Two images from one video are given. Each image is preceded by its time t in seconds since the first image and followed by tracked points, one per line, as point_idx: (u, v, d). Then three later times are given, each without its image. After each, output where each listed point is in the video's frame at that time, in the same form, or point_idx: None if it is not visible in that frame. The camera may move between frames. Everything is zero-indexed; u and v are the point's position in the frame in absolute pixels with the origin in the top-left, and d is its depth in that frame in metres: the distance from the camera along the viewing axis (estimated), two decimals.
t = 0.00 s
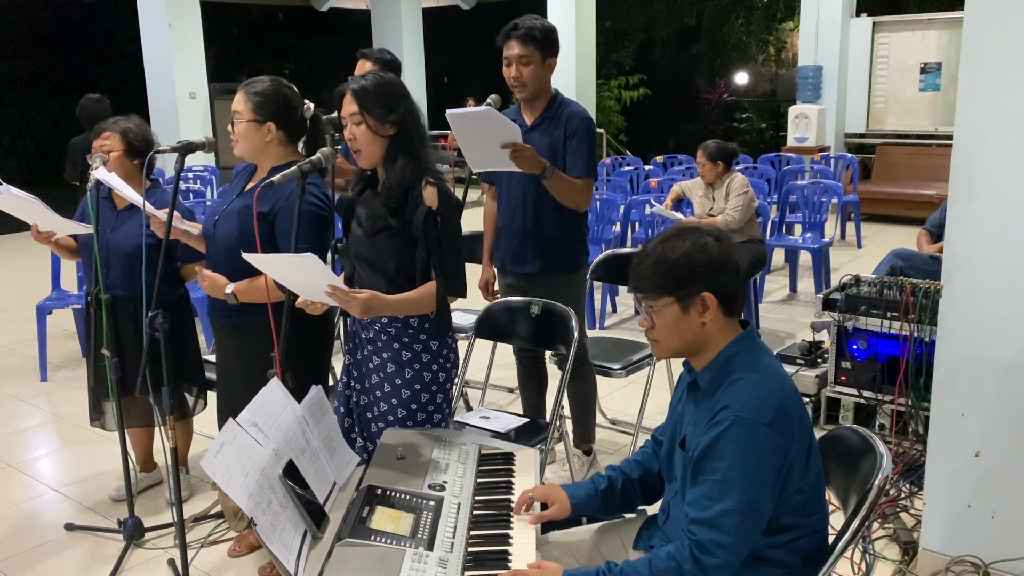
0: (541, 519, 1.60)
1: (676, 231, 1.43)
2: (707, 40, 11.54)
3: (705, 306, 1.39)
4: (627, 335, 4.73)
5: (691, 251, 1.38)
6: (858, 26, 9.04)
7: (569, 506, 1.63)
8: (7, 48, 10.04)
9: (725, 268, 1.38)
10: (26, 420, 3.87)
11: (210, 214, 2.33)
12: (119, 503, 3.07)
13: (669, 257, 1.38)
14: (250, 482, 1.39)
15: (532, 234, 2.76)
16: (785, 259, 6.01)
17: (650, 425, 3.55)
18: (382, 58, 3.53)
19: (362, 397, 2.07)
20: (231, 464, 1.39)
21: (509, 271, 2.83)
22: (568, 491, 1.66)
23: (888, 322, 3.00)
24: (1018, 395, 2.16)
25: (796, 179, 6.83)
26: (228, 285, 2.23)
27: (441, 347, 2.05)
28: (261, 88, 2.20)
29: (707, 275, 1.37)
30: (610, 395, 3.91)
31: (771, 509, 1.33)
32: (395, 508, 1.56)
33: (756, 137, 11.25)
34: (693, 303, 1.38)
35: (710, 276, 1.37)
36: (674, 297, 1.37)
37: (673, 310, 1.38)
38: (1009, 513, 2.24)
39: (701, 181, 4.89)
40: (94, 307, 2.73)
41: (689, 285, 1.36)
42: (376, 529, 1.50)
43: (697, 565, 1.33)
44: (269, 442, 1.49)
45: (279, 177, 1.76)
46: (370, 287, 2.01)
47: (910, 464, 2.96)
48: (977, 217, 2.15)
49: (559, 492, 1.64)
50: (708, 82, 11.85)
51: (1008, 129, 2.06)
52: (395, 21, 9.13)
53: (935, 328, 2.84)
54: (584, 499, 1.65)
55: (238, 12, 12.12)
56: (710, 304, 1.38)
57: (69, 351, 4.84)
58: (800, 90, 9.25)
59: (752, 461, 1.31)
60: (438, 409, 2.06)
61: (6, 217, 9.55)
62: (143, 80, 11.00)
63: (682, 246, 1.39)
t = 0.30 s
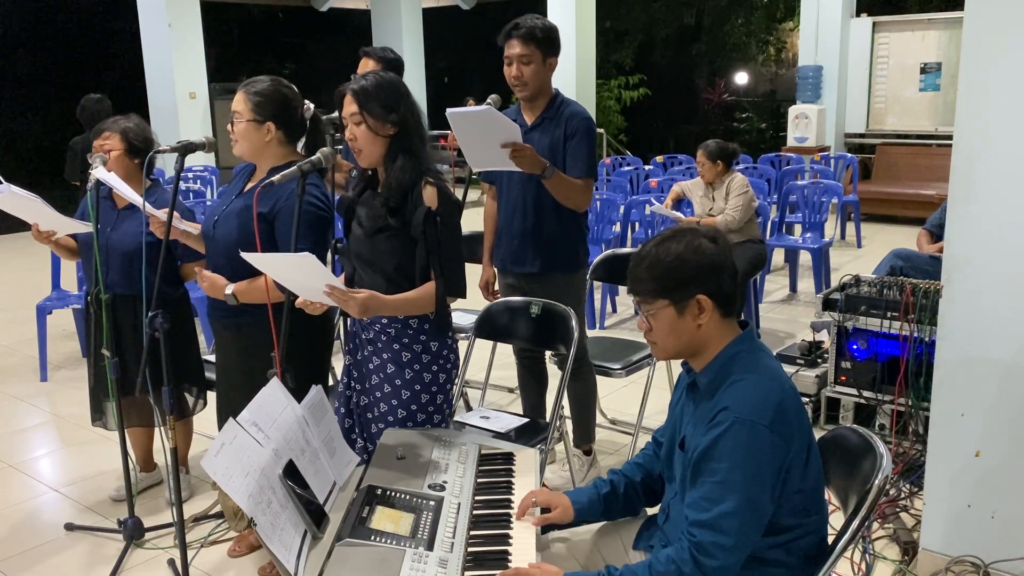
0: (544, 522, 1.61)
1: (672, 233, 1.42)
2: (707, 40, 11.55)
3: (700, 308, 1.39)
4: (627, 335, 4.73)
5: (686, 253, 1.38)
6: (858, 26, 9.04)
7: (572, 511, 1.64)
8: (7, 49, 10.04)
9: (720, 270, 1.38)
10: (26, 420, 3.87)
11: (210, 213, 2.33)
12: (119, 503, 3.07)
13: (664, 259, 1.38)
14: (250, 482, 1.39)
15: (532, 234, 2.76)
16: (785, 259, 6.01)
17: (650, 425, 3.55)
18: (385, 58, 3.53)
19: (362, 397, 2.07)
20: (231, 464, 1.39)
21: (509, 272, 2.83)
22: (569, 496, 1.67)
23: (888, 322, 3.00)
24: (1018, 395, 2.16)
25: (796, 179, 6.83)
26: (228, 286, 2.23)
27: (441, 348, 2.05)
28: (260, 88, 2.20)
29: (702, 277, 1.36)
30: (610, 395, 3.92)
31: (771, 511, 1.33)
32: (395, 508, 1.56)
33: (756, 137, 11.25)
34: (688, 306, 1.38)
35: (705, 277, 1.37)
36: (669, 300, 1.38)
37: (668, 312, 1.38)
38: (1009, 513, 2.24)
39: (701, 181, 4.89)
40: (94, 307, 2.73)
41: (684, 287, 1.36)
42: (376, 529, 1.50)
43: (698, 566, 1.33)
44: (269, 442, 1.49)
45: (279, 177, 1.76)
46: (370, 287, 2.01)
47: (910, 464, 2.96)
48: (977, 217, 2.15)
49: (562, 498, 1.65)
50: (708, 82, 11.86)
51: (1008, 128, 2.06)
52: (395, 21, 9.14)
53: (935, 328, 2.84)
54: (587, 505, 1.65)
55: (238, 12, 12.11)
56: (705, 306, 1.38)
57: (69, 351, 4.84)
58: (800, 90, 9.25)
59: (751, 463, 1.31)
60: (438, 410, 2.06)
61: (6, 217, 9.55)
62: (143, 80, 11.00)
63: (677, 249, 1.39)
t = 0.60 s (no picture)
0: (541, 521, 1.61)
1: (673, 234, 1.42)
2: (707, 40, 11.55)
3: (700, 309, 1.39)
4: (627, 335, 4.73)
5: (686, 254, 1.38)
6: (858, 26, 9.04)
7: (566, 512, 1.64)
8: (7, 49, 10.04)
9: (720, 271, 1.38)
10: (26, 420, 3.87)
11: (210, 214, 2.33)
12: (119, 503, 3.07)
13: (663, 259, 1.38)
14: (250, 482, 1.39)
15: (532, 234, 2.76)
16: (785, 259, 6.01)
17: (650, 425, 3.55)
18: (387, 59, 3.53)
19: (363, 397, 2.07)
20: (231, 465, 1.39)
21: (509, 272, 2.83)
22: (562, 499, 1.68)
23: (888, 322, 3.00)
24: (1018, 395, 2.16)
25: (796, 179, 6.83)
26: (228, 287, 2.23)
27: (441, 348, 2.05)
28: (259, 87, 2.20)
29: (701, 278, 1.36)
30: (610, 395, 3.91)
31: (773, 514, 1.33)
32: (396, 508, 1.56)
33: (756, 137, 11.24)
34: (687, 306, 1.38)
35: (704, 278, 1.37)
36: (668, 300, 1.38)
37: (667, 313, 1.39)
38: (1010, 513, 2.24)
39: (701, 181, 4.89)
40: (95, 306, 2.74)
41: (683, 287, 1.36)
42: (376, 529, 1.50)
43: (699, 571, 1.33)
44: (269, 443, 1.49)
45: (279, 177, 1.76)
46: (371, 289, 2.01)
47: (911, 464, 2.96)
48: (976, 216, 2.15)
49: (556, 501, 1.65)
50: (708, 82, 11.86)
51: (1008, 128, 2.06)
52: (395, 21, 9.13)
53: (935, 328, 2.83)
54: (581, 505, 1.66)
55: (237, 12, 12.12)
56: (704, 307, 1.38)
57: (69, 351, 4.84)
58: (800, 90, 9.25)
59: (753, 466, 1.31)
60: (438, 411, 2.06)
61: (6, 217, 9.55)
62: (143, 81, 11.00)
63: (677, 249, 1.39)
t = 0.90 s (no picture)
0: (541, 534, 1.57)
1: (674, 235, 1.43)
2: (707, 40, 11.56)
3: (701, 309, 1.38)
4: (627, 335, 4.73)
5: (687, 254, 1.38)
6: (858, 26, 9.04)
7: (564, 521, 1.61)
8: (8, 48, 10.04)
9: (721, 271, 1.38)
10: (26, 420, 3.87)
11: (210, 214, 2.33)
12: (119, 503, 3.07)
13: (664, 259, 1.38)
14: (250, 482, 1.39)
15: (532, 234, 2.76)
16: (785, 259, 6.01)
17: (650, 425, 3.55)
18: (390, 60, 3.53)
19: (362, 398, 2.07)
20: (231, 464, 1.39)
21: (509, 272, 2.83)
22: (562, 504, 1.65)
23: (888, 322, 3.00)
24: (1018, 395, 2.16)
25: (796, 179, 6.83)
26: (228, 286, 2.23)
27: (440, 349, 2.05)
28: (259, 87, 2.20)
29: (703, 277, 1.36)
30: (610, 395, 3.91)
31: (774, 516, 1.33)
32: (395, 508, 1.56)
33: (756, 137, 11.23)
34: (688, 306, 1.38)
35: (705, 278, 1.37)
36: (670, 300, 1.38)
37: (669, 312, 1.39)
38: (1010, 513, 2.24)
39: (701, 181, 4.88)
40: (96, 306, 2.74)
41: (685, 287, 1.36)
42: (376, 529, 1.50)
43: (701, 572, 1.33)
44: (269, 443, 1.49)
45: (279, 177, 1.76)
46: (370, 289, 2.01)
47: (910, 464, 2.96)
48: (976, 216, 2.15)
49: (555, 508, 1.62)
50: (708, 82, 11.86)
51: (1008, 128, 2.06)
52: (395, 21, 9.13)
53: (935, 328, 2.83)
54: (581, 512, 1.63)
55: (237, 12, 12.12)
56: (706, 307, 1.38)
57: (69, 351, 4.84)
58: (800, 90, 9.25)
59: (755, 467, 1.31)
60: (438, 411, 2.06)
61: (6, 217, 9.55)
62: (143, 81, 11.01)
63: (678, 249, 1.39)
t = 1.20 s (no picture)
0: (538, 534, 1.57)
1: (685, 229, 1.43)
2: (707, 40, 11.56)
3: (715, 301, 1.39)
4: (627, 335, 4.73)
5: (700, 247, 1.38)
6: (858, 26, 9.04)
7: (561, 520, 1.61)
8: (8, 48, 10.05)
9: (734, 263, 1.38)
10: (26, 420, 3.87)
11: (210, 214, 2.34)
12: (119, 503, 3.07)
13: (678, 252, 1.38)
14: (250, 482, 1.39)
15: (531, 234, 2.76)
16: (785, 259, 6.01)
17: (650, 425, 3.55)
18: (392, 60, 3.53)
19: (361, 398, 2.07)
20: (231, 464, 1.38)
21: (509, 272, 2.83)
22: (559, 504, 1.65)
23: (888, 322, 3.00)
24: (1018, 395, 2.16)
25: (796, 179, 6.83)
26: (230, 286, 2.23)
27: (439, 348, 2.05)
28: (259, 88, 2.20)
29: (716, 269, 1.37)
30: (610, 395, 3.91)
31: (774, 507, 1.33)
32: (395, 508, 1.56)
33: (756, 137, 11.23)
34: (703, 298, 1.38)
35: (719, 270, 1.37)
36: (683, 293, 1.38)
37: (683, 305, 1.38)
38: (1010, 513, 2.24)
39: (701, 181, 4.88)
40: (96, 306, 2.74)
41: (700, 279, 1.36)
42: (376, 529, 1.50)
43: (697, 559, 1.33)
44: (269, 443, 1.49)
45: (279, 177, 1.75)
46: (369, 289, 2.01)
47: (910, 464, 2.96)
48: (976, 216, 2.15)
49: (553, 508, 1.62)
50: (708, 82, 11.85)
51: (1008, 128, 2.06)
52: (395, 21, 9.13)
53: (935, 328, 2.83)
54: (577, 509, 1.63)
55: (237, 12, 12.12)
56: (719, 300, 1.39)
57: (69, 351, 4.84)
58: (800, 90, 9.26)
59: (755, 456, 1.31)
60: (437, 411, 2.06)
61: (6, 217, 9.55)
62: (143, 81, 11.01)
63: (691, 243, 1.39)
